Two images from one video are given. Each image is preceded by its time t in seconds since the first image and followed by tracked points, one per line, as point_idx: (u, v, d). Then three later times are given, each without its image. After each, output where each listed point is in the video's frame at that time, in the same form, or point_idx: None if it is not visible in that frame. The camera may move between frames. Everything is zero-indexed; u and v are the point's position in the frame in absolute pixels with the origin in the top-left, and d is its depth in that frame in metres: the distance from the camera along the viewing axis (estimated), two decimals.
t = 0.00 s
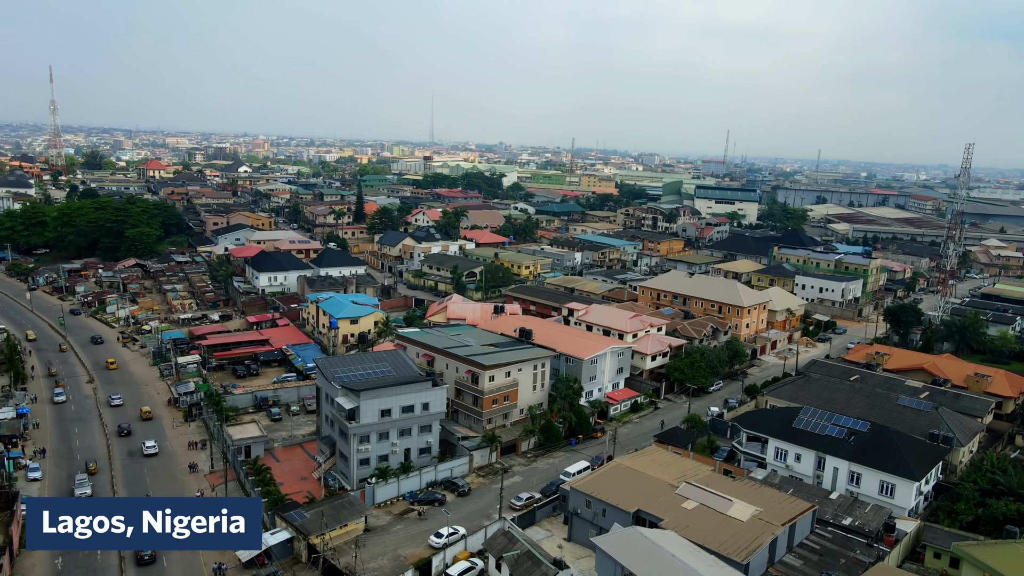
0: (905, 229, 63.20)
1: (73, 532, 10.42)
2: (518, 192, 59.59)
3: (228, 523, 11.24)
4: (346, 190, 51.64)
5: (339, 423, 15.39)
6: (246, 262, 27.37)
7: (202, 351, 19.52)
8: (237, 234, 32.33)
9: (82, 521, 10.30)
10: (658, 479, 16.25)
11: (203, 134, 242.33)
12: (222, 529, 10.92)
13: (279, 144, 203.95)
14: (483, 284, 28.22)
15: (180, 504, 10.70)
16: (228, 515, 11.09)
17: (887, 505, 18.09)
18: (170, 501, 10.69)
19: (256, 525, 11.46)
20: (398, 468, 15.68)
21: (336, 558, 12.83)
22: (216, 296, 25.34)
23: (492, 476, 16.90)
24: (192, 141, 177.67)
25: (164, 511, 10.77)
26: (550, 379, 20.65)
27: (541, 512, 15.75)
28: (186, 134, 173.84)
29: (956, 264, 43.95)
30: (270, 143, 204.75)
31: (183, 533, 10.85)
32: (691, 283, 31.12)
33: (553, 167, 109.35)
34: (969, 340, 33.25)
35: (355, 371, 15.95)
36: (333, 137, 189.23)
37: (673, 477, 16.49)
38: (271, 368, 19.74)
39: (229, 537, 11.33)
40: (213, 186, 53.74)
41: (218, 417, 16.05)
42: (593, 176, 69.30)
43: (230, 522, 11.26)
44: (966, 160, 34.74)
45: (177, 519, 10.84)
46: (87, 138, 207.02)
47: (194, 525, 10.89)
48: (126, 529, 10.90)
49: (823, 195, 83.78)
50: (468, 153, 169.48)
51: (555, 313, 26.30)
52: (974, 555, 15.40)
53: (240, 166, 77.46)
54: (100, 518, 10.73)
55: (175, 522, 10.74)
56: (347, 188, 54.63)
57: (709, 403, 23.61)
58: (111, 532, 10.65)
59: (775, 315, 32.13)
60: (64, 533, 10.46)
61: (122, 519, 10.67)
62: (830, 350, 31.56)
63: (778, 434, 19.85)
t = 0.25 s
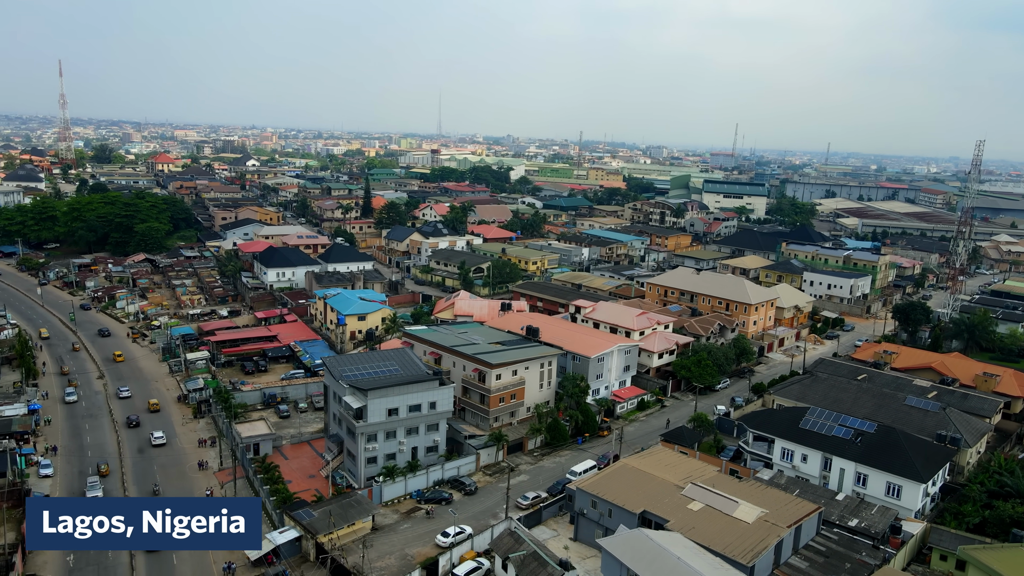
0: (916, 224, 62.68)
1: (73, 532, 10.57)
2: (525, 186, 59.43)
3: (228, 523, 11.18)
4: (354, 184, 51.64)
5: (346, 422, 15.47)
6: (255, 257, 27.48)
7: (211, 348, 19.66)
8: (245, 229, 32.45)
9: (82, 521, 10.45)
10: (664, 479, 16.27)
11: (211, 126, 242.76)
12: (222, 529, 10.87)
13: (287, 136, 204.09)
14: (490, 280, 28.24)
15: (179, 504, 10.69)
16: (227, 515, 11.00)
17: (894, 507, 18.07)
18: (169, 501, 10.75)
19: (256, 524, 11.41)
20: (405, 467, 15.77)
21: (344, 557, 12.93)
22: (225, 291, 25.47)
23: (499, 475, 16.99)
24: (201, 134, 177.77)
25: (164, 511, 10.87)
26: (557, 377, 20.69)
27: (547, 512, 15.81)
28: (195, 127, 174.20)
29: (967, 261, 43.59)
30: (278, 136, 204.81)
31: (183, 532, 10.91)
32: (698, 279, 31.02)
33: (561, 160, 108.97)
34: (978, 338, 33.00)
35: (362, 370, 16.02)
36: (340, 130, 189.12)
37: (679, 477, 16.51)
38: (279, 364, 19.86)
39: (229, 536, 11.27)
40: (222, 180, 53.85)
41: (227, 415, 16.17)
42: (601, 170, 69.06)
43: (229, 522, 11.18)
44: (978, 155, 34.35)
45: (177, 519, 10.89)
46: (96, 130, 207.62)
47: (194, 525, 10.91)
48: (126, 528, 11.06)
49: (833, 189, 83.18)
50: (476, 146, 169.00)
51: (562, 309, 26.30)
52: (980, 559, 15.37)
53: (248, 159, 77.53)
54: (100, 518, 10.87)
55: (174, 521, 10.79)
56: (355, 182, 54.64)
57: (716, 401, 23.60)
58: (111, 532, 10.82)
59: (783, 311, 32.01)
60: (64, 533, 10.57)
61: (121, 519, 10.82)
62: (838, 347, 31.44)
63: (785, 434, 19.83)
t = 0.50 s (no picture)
0: (926, 216, 62.16)
1: (73, 532, 10.63)
2: (533, 178, 59.30)
3: (228, 523, 11.21)
4: (361, 176, 51.66)
5: (354, 418, 15.56)
6: (263, 250, 27.57)
7: (220, 342, 19.78)
8: (253, 222, 32.58)
9: (82, 522, 10.51)
10: (670, 478, 16.31)
11: (218, 116, 243.17)
12: (221, 529, 10.91)
13: (295, 127, 204.39)
14: (497, 274, 28.26)
15: (179, 505, 10.71)
16: (227, 515, 11.01)
17: (900, 506, 18.06)
18: (169, 502, 10.78)
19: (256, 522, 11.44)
20: (412, 463, 15.86)
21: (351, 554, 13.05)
22: (233, 285, 25.59)
23: (506, 471, 17.07)
24: (209, 124, 177.86)
25: (164, 511, 10.89)
26: (563, 373, 20.72)
27: (553, 509, 15.89)
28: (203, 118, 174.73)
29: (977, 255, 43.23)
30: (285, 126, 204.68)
31: (183, 533, 10.93)
32: (706, 274, 30.93)
33: (569, 151, 108.63)
34: (988, 334, 32.78)
35: (370, 367, 16.12)
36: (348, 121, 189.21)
37: (685, 476, 16.54)
38: (288, 358, 19.97)
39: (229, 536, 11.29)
40: (230, 172, 53.97)
41: (236, 410, 16.28)
42: (609, 161, 68.78)
43: (229, 522, 11.18)
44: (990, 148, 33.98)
45: (177, 519, 10.91)
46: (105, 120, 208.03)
47: (194, 525, 10.94)
48: (127, 528, 11.11)
49: (842, 181, 82.56)
50: (483, 136, 168.37)
51: (569, 304, 26.30)
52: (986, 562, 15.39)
53: (256, 150, 77.63)
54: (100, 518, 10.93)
55: (174, 522, 10.82)
56: (362, 174, 54.64)
57: (722, 397, 23.60)
58: (112, 532, 10.89)
59: (791, 307, 31.88)
60: (64, 533, 10.64)
61: (121, 519, 10.87)
62: (846, 342, 31.32)
63: (791, 433, 19.83)
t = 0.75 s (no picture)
0: (938, 208, 61.50)
1: (72, 533, 10.75)
2: (542, 168, 59.10)
3: (228, 523, 11.28)
4: (370, 167, 51.61)
5: (363, 415, 15.67)
6: (272, 242, 27.67)
7: (230, 335, 19.92)
8: (263, 214, 32.71)
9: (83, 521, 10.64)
10: (677, 477, 16.35)
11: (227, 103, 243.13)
12: (221, 529, 11.00)
13: (303, 114, 204.28)
14: (506, 267, 28.27)
15: (178, 505, 10.82)
16: (226, 515, 11.09)
17: (907, 505, 18.05)
18: (169, 502, 10.91)
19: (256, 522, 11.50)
20: (421, 459, 15.98)
21: (360, 550, 13.18)
22: (243, 277, 25.74)
23: (513, 467, 17.16)
24: (218, 113, 177.92)
25: (163, 511, 11.03)
26: (571, 369, 20.77)
27: (561, 506, 15.98)
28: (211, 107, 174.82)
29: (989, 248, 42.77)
30: (294, 114, 204.43)
31: (183, 532, 11.05)
32: (714, 268, 30.81)
33: (578, 140, 108.12)
34: (999, 329, 32.49)
35: (378, 363, 16.22)
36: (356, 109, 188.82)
37: (692, 475, 16.58)
38: (297, 352, 20.11)
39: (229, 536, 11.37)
40: (239, 163, 54.07)
41: (246, 404, 16.43)
42: (618, 151, 68.42)
43: (229, 521, 11.28)
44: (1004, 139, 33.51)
45: (177, 519, 11.04)
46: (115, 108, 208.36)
47: (194, 525, 11.06)
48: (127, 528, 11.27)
49: (854, 171, 81.76)
50: (493, 125, 167.56)
51: (577, 298, 26.29)
52: (991, 564, 15.44)
53: (265, 139, 77.68)
54: (101, 518, 11.07)
55: (174, 521, 10.94)
56: (371, 164, 54.59)
57: (730, 393, 23.60)
58: (111, 532, 11.05)
59: (800, 301, 31.74)
60: (64, 533, 10.79)
61: (121, 519, 11.02)
62: (855, 337, 31.20)
63: (798, 431, 19.84)
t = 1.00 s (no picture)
0: (949, 202, 60.94)
1: (73, 533, 10.80)
2: (550, 160, 58.91)
3: (228, 523, 11.29)
4: (378, 159, 51.58)
5: (371, 412, 15.76)
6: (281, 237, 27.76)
7: (239, 330, 20.04)
8: (271, 208, 32.82)
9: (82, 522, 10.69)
10: (684, 477, 16.38)
11: (235, 93, 243.16)
12: (221, 529, 11.04)
13: (311, 105, 204.13)
14: (513, 261, 28.27)
15: (178, 505, 10.89)
16: (226, 515, 11.11)
17: (914, 506, 18.01)
18: (169, 502, 11.02)
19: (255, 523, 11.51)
20: (428, 457, 16.07)
21: (368, 548, 13.30)
22: (252, 271, 25.85)
23: (520, 465, 17.25)
24: (227, 104, 177.59)
25: (163, 511, 11.17)
26: (578, 366, 20.80)
27: (567, 504, 16.05)
28: (219, 98, 174.91)
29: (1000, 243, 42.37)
30: (302, 105, 203.91)
31: (183, 532, 11.11)
32: (722, 263, 30.71)
33: (586, 133, 107.65)
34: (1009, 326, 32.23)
35: (386, 361, 16.30)
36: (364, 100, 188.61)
37: (698, 475, 16.61)
38: (305, 347, 20.21)
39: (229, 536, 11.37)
40: (248, 155, 54.14)
41: (255, 401, 16.55)
42: (626, 143, 68.06)
43: (228, 522, 11.29)
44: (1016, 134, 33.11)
45: (177, 519, 11.11)
46: (124, 99, 208.42)
47: (194, 525, 11.15)
48: (127, 528, 11.37)
49: (864, 164, 81.08)
50: (501, 116, 166.85)
51: (585, 294, 26.28)
52: (996, 567, 15.47)
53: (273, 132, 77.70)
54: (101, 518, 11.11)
55: (174, 521, 11.00)
56: (379, 157, 54.54)
57: (737, 391, 23.60)
58: (112, 531, 11.13)
59: (808, 297, 31.61)
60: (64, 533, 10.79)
61: (121, 519, 11.13)
62: (863, 334, 31.05)
63: (805, 431, 19.82)
